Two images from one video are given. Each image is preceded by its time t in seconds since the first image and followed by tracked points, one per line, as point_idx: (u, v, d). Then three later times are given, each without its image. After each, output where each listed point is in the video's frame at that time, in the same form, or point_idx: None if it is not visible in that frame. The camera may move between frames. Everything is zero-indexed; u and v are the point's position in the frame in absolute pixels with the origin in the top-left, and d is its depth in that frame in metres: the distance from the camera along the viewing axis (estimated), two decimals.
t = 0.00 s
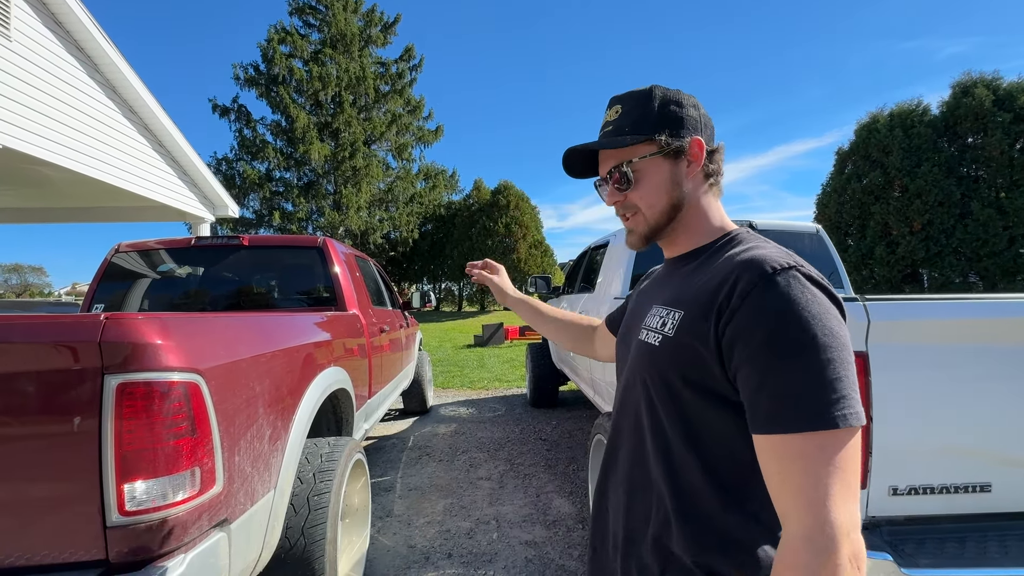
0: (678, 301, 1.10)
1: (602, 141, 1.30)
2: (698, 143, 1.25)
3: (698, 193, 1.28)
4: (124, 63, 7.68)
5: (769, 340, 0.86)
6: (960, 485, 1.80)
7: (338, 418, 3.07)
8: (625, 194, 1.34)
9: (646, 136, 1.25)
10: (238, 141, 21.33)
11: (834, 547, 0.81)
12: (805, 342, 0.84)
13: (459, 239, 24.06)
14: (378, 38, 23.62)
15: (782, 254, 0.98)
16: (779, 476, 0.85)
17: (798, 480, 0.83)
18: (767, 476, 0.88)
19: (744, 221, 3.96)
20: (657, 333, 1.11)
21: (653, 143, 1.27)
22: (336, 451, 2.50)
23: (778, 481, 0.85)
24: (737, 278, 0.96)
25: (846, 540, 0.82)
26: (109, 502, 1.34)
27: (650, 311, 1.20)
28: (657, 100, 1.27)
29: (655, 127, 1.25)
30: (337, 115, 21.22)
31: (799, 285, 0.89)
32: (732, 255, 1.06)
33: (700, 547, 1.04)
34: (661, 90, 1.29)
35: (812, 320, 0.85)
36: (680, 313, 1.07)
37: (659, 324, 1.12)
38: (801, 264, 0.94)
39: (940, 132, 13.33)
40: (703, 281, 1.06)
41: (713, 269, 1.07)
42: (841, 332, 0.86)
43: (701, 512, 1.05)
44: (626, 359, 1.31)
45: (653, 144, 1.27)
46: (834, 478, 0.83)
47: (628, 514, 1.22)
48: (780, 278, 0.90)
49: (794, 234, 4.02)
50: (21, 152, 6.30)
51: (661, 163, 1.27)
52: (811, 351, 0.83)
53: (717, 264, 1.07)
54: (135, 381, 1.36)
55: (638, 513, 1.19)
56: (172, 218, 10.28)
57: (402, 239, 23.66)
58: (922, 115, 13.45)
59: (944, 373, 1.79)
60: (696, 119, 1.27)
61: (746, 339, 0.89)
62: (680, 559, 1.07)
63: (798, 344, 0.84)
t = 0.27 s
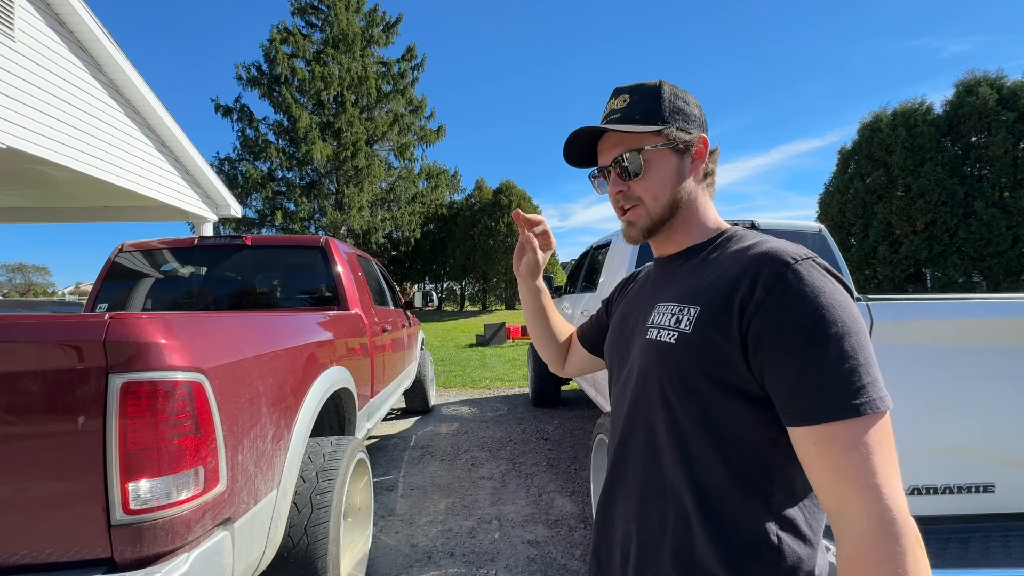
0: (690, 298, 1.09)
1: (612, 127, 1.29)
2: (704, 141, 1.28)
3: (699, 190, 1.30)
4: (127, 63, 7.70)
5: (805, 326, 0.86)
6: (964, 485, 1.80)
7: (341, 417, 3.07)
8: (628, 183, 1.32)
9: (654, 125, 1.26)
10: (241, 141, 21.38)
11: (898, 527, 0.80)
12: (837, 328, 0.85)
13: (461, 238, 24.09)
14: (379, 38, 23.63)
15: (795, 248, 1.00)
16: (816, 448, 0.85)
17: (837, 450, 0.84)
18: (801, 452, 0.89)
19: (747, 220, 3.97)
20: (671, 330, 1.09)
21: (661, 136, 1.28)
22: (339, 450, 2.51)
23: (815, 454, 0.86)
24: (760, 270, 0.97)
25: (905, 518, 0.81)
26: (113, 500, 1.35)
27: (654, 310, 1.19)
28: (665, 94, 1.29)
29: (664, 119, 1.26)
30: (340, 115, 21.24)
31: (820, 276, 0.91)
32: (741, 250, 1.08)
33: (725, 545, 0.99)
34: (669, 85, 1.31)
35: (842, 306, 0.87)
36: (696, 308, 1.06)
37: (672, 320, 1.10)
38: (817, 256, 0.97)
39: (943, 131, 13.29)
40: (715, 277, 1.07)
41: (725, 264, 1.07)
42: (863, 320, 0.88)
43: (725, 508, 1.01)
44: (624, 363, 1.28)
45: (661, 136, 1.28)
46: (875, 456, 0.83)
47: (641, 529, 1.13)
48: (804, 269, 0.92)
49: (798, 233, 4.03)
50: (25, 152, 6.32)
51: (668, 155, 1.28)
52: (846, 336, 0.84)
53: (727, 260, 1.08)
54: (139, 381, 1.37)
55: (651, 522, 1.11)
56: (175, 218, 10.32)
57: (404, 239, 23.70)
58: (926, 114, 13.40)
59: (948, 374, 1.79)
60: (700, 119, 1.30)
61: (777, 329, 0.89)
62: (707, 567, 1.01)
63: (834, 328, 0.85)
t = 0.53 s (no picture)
0: (691, 300, 1.07)
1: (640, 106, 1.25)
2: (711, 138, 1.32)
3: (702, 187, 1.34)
4: (130, 64, 7.72)
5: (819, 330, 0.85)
6: (967, 485, 1.80)
7: (343, 416, 3.08)
8: (642, 169, 1.29)
9: (677, 112, 1.26)
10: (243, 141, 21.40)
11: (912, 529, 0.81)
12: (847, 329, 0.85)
13: (463, 238, 24.09)
14: (382, 38, 23.64)
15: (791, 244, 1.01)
16: (828, 454, 0.85)
17: (851, 454, 0.83)
18: (812, 457, 0.88)
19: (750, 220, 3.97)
20: (675, 334, 1.06)
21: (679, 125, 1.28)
22: (341, 449, 2.52)
23: (828, 459, 0.85)
24: (768, 270, 0.96)
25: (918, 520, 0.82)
26: (118, 500, 1.36)
27: (650, 312, 1.16)
28: (683, 82, 1.29)
29: (684, 107, 1.27)
30: (342, 115, 21.26)
31: (827, 277, 0.92)
32: (740, 249, 1.07)
33: (738, 553, 0.97)
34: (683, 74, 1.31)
35: (849, 307, 0.88)
36: (700, 311, 1.04)
37: (674, 323, 1.08)
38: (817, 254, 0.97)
39: (947, 130, 13.24)
40: (718, 277, 1.05)
41: (727, 265, 1.06)
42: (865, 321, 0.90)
43: (736, 514, 0.98)
44: (614, 367, 1.24)
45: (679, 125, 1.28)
46: (885, 459, 0.83)
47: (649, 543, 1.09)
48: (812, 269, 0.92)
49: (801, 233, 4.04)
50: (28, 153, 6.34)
51: (684, 146, 1.28)
52: (860, 337, 0.85)
53: (727, 259, 1.07)
54: (143, 380, 1.38)
55: (659, 536, 1.08)
56: (178, 218, 10.34)
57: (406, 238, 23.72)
58: (930, 113, 13.35)
59: (951, 373, 1.79)
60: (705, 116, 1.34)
61: (791, 332, 0.88)
62: None
63: (848, 331, 0.85)
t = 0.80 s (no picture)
0: (695, 303, 1.03)
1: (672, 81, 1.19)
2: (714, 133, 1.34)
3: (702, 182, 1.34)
4: (134, 65, 7.75)
5: (840, 337, 0.84)
6: (968, 484, 1.80)
7: (346, 416, 3.10)
8: (659, 153, 1.23)
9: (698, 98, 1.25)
10: (246, 141, 21.45)
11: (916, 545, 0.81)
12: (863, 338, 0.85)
13: (465, 238, 24.11)
14: (384, 38, 23.66)
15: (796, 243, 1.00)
16: (837, 468, 0.84)
17: (861, 468, 0.82)
18: (817, 470, 0.87)
19: (751, 220, 3.99)
20: (681, 340, 1.01)
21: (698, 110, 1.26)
22: (344, 449, 2.53)
23: (837, 473, 0.84)
24: (780, 273, 0.94)
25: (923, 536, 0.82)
26: (122, 498, 1.37)
27: (644, 316, 1.10)
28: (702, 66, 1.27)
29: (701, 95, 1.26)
30: (344, 115, 21.29)
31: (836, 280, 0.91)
32: (741, 250, 1.05)
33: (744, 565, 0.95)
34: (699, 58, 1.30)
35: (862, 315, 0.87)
36: (707, 315, 1.00)
37: (677, 328, 1.03)
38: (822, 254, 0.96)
39: (951, 128, 13.21)
40: (722, 279, 1.02)
41: (729, 266, 1.03)
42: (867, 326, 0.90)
43: (744, 528, 0.95)
44: (602, 374, 1.18)
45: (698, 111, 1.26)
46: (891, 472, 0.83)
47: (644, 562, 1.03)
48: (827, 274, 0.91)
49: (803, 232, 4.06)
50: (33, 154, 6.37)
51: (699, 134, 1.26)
52: (870, 344, 0.85)
53: (730, 260, 1.05)
54: (147, 379, 1.39)
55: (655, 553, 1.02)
56: (180, 218, 10.37)
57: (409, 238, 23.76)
58: (933, 112, 13.32)
59: (952, 373, 1.80)
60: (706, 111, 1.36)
61: (812, 338, 0.86)
62: None
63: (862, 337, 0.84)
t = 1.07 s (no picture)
0: (684, 307, 1.00)
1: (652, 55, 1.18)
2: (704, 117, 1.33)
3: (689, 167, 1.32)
4: (137, 67, 7.78)
5: (841, 335, 0.82)
6: (967, 483, 1.81)
7: (348, 415, 3.11)
8: (642, 139, 1.21)
9: (684, 76, 1.23)
10: (249, 142, 21.50)
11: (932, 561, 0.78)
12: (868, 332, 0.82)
13: (467, 238, 24.13)
14: (386, 39, 23.69)
15: (791, 234, 0.98)
16: (844, 483, 0.81)
17: (873, 486, 0.80)
18: (823, 487, 0.84)
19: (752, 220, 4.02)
20: (669, 347, 0.99)
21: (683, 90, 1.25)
22: (346, 448, 2.54)
23: (845, 490, 0.81)
24: (776, 272, 0.92)
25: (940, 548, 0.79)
26: (126, 496, 1.38)
27: (630, 320, 1.08)
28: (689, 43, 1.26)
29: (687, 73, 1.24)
30: (347, 116, 21.32)
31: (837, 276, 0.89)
32: (733, 244, 1.03)
33: None
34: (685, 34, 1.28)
35: (864, 308, 0.85)
36: (697, 318, 0.97)
37: (664, 334, 1.01)
38: (825, 248, 0.94)
39: (955, 127, 13.17)
40: (713, 280, 0.99)
41: (720, 265, 1.01)
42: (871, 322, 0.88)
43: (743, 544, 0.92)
44: (590, 381, 1.15)
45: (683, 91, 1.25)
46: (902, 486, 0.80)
47: None
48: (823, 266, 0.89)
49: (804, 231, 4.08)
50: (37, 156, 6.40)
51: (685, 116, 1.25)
52: (877, 346, 0.82)
53: (720, 259, 1.02)
54: (151, 379, 1.40)
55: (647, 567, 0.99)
56: (183, 219, 10.41)
57: (411, 238, 23.80)
58: (937, 110, 13.28)
59: (951, 372, 1.80)
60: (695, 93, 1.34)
61: (811, 343, 0.83)
62: None
63: (865, 340, 0.81)
